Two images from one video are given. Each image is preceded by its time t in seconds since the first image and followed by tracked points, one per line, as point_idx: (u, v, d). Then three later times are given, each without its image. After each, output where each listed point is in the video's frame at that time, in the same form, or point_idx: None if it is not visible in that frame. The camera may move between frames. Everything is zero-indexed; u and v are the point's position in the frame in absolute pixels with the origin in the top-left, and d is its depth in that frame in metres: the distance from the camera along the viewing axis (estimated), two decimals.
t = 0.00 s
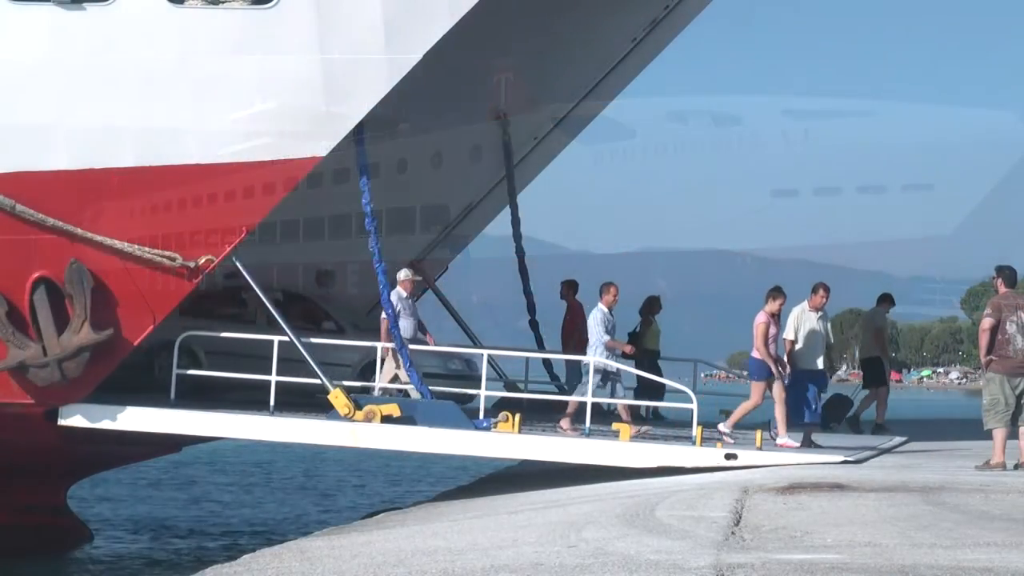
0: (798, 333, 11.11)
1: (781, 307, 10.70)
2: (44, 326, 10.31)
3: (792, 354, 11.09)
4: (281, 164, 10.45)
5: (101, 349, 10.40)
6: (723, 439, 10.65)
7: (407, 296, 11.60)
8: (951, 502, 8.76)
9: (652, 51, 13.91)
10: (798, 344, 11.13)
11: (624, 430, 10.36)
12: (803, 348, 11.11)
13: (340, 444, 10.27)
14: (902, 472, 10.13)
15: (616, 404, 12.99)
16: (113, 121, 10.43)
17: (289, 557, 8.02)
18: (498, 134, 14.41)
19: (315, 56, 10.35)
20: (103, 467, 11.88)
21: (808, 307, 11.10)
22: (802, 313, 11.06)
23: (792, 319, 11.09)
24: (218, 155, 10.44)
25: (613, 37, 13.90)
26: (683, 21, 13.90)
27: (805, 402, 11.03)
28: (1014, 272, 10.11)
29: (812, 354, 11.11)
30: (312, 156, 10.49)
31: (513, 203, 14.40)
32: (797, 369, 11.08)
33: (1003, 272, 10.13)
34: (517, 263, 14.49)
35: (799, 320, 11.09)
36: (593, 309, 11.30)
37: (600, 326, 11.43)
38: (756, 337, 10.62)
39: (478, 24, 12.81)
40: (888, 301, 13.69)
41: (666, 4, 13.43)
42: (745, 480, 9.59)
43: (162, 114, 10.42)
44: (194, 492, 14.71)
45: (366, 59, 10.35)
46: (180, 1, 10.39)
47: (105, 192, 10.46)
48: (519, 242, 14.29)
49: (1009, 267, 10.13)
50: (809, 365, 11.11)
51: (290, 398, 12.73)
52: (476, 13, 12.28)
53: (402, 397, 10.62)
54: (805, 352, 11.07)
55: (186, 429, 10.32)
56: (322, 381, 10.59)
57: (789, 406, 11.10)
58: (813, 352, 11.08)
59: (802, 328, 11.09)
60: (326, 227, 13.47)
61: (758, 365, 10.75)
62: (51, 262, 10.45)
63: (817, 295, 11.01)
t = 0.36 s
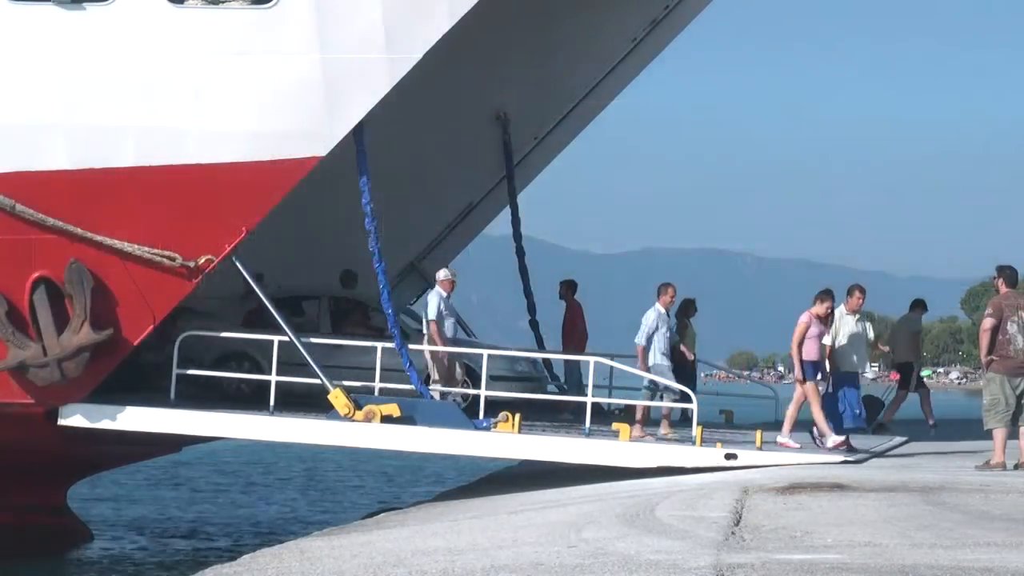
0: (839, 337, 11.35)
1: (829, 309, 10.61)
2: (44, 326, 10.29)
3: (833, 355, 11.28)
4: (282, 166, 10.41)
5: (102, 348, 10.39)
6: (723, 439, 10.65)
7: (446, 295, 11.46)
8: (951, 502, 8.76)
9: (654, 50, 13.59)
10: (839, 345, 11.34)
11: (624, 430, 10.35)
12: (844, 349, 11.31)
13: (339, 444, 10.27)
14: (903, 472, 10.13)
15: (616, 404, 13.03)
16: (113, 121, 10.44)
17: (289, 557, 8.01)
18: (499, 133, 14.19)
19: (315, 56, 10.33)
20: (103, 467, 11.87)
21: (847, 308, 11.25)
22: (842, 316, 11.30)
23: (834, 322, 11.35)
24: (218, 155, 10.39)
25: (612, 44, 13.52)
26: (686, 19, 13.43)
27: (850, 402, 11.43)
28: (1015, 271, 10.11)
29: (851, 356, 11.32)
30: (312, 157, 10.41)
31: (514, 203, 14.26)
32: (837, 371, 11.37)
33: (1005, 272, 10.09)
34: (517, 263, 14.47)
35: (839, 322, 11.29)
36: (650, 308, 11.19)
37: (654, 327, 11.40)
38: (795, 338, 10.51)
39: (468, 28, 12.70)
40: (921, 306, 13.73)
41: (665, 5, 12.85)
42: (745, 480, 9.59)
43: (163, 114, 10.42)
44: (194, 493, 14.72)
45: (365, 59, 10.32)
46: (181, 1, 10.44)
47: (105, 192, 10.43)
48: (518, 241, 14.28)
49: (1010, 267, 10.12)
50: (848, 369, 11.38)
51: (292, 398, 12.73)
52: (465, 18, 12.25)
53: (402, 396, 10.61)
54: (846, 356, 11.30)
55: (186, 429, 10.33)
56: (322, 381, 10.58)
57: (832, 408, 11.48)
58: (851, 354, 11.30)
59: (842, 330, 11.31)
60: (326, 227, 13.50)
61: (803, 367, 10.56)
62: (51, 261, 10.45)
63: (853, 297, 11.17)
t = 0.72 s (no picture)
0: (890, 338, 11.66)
1: (875, 311, 10.81)
2: (44, 326, 10.28)
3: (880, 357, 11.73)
4: (283, 166, 10.38)
5: (101, 348, 10.37)
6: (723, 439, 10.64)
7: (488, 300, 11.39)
8: (952, 502, 8.75)
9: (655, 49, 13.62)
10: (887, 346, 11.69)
11: (624, 429, 10.33)
12: (894, 349, 11.70)
13: (340, 444, 10.26)
14: (903, 472, 10.12)
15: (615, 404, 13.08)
16: (113, 121, 10.43)
17: (288, 557, 8.01)
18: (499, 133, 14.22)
19: (315, 56, 10.33)
20: (103, 467, 11.87)
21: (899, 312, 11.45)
22: (891, 317, 11.55)
23: (882, 323, 11.56)
24: (218, 155, 10.37)
25: (611, 43, 13.51)
26: (686, 19, 13.47)
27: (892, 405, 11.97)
28: (1015, 271, 10.11)
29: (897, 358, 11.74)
30: (312, 157, 10.39)
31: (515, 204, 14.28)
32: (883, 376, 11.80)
33: (1006, 272, 10.05)
34: (518, 263, 14.46)
35: (888, 324, 11.58)
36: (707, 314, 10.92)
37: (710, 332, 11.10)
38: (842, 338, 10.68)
39: (470, 29, 12.71)
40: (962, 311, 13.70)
41: (665, 5, 12.90)
42: (746, 480, 9.59)
43: (163, 114, 10.42)
44: (194, 492, 14.71)
45: (365, 59, 10.31)
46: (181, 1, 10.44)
47: (105, 193, 10.42)
48: (519, 241, 14.27)
49: (1012, 267, 10.08)
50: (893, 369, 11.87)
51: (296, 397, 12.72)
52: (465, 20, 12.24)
53: (402, 396, 10.60)
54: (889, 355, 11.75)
55: (186, 429, 10.33)
56: (322, 380, 10.57)
57: (875, 408, 12.33)
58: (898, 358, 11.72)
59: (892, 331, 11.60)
60: (327, 227, 13.50)
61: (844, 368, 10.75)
62: (51, 261, 10.43)
63: (906, 301, 11.31)
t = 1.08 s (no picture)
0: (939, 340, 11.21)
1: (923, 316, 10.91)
2: (44, 326, 10.27)
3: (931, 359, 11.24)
4: (283, 166, 10.38)
5: (101, 348, 10.37)
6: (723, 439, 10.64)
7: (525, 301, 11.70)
8: (952, 502, 8.75)
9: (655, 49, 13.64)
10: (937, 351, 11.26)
11: (624, 429, 10.32)
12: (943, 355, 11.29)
13: (340, 444, 10.27)
14: (903, 472, 10.12)
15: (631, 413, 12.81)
16: (113, 120, 10.43)
17: (288, 557, 8.01)
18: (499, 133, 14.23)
19: (315, 56, 10.33)
20: (102, 467, 11.87)
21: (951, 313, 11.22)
22: (946, 318, 11.22)
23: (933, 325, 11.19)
24: (218, 155, 10.36)
25: (613, 42, 13.50)
26: (686, 19, 13.48)
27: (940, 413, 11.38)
28: (1015, 271, 10.10)
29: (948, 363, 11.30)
30: (312, 157, 10.38)
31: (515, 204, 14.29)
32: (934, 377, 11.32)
33: (1007, 272, 10.13)
34: (518, 263, 14.45)
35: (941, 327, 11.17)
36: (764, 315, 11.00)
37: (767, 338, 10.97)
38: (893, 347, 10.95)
39: (470, 30, 12.72)
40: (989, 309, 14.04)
41: (665, 5, 12.91)
42: (746, 480, 9.59)
43: (163, 114, 10.42)
44: (194, 492, 14.71)
45: (365, 59, 10.32)
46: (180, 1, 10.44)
47: (105, 192, 10.41)
48: (519, 241, 14.26)
49: (1012, 268, 10.16)
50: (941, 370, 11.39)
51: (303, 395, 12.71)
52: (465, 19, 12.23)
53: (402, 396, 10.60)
54: (941, 360, 11.31)
55: (186, 429, 10.33)
56: (322, 380, 10.57)
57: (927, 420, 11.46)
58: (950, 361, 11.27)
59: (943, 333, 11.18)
60: (328, 227, 13.49)
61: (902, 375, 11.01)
62: (51, 261, 10.43)
63: (962, 301, 11.20)
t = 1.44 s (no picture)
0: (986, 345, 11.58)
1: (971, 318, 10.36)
2: (44, 326, 10.28)
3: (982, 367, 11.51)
4: (283, 165, 10.37)
5: (101, 348, 10.37)
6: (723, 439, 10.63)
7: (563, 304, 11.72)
8: (952, 502, 8.75)
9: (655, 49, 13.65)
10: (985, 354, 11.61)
11: (624, 429, 10.32)
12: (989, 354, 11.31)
13: (340, 444, 10.27)
14: (903, 472, 10.12)
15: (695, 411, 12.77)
16: (113, 120, 10.43)
17: (289, 557, 8.01)
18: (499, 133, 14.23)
19: (315, 56, 10.33)
20: (102, 467, 11.87)
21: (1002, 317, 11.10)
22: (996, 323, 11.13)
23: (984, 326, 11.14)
24: (219, 155, 10.36)
25: (612, 43, 13.52)
26: (686, 19, 13.49)
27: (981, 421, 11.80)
28: (1015, 271, 10.09)
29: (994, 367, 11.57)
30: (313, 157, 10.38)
31: (515, 204, 14.29)
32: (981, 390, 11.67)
33: (1007, 272, 10.07)
34: (518, 263, 14.45)
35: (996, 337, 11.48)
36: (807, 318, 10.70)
37: (812, 341, 10.90)
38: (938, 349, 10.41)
39: (470, 30, 12.72)
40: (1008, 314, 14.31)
41: (665, 5, 12.92)
42: (746, 480, 9.59)
43: (163, 113, 10.41)
44: (194, 492, 14.71)
45: (365, 59, 10.32)
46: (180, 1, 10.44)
47: (105, 192, 10.41)
48: (519, 241, 14.25)
49: (1012, 268, 10.12)
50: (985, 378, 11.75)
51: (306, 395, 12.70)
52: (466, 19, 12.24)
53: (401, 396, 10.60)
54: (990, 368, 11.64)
55: (186, 429, 10.34)
56: (322, 380, 10.56)
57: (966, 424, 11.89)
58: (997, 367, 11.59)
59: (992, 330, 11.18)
60: (329, 226, 13.48)
61: (945, 377, 10.51)
62: (51, 261, 10.43)
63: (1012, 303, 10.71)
